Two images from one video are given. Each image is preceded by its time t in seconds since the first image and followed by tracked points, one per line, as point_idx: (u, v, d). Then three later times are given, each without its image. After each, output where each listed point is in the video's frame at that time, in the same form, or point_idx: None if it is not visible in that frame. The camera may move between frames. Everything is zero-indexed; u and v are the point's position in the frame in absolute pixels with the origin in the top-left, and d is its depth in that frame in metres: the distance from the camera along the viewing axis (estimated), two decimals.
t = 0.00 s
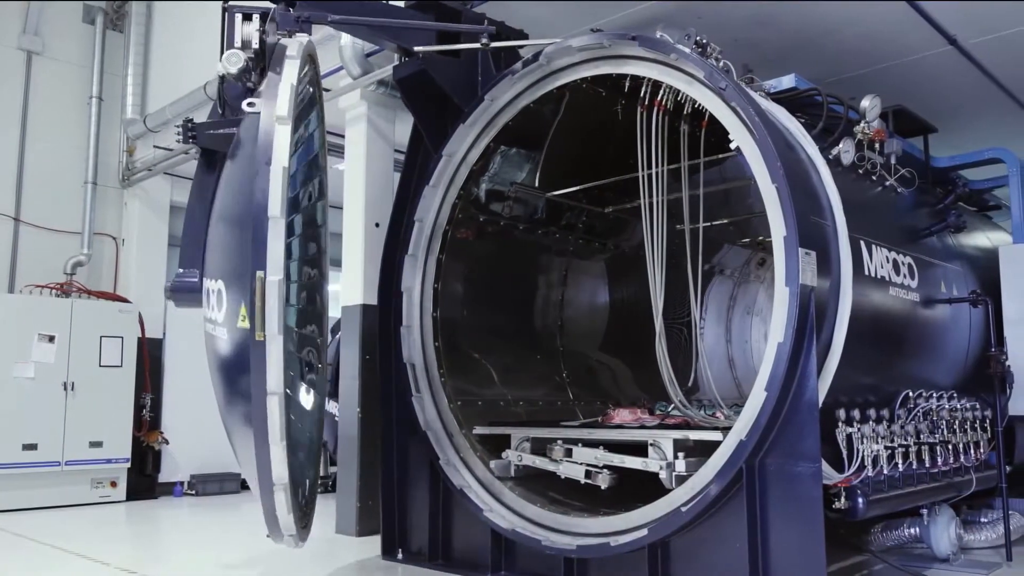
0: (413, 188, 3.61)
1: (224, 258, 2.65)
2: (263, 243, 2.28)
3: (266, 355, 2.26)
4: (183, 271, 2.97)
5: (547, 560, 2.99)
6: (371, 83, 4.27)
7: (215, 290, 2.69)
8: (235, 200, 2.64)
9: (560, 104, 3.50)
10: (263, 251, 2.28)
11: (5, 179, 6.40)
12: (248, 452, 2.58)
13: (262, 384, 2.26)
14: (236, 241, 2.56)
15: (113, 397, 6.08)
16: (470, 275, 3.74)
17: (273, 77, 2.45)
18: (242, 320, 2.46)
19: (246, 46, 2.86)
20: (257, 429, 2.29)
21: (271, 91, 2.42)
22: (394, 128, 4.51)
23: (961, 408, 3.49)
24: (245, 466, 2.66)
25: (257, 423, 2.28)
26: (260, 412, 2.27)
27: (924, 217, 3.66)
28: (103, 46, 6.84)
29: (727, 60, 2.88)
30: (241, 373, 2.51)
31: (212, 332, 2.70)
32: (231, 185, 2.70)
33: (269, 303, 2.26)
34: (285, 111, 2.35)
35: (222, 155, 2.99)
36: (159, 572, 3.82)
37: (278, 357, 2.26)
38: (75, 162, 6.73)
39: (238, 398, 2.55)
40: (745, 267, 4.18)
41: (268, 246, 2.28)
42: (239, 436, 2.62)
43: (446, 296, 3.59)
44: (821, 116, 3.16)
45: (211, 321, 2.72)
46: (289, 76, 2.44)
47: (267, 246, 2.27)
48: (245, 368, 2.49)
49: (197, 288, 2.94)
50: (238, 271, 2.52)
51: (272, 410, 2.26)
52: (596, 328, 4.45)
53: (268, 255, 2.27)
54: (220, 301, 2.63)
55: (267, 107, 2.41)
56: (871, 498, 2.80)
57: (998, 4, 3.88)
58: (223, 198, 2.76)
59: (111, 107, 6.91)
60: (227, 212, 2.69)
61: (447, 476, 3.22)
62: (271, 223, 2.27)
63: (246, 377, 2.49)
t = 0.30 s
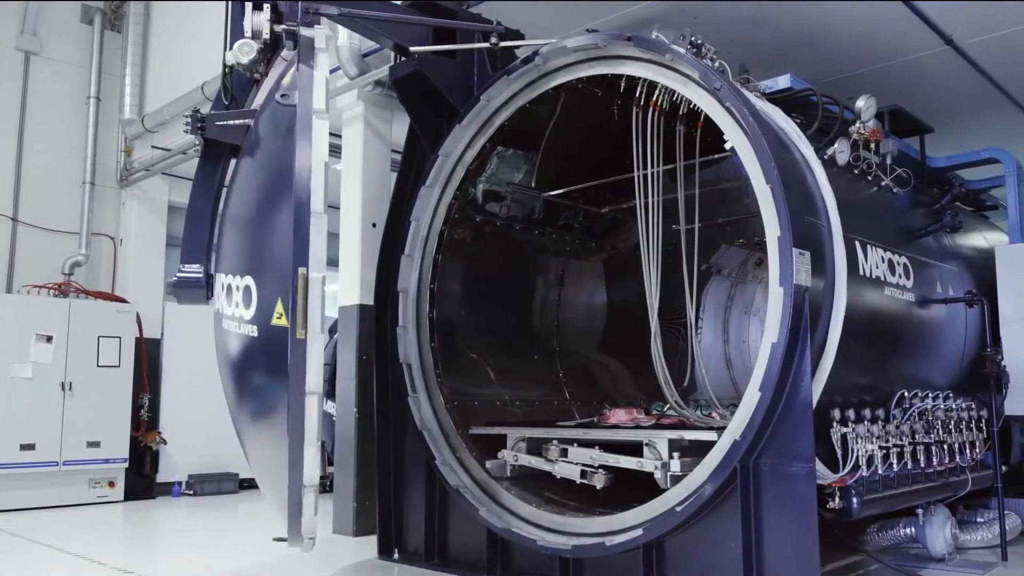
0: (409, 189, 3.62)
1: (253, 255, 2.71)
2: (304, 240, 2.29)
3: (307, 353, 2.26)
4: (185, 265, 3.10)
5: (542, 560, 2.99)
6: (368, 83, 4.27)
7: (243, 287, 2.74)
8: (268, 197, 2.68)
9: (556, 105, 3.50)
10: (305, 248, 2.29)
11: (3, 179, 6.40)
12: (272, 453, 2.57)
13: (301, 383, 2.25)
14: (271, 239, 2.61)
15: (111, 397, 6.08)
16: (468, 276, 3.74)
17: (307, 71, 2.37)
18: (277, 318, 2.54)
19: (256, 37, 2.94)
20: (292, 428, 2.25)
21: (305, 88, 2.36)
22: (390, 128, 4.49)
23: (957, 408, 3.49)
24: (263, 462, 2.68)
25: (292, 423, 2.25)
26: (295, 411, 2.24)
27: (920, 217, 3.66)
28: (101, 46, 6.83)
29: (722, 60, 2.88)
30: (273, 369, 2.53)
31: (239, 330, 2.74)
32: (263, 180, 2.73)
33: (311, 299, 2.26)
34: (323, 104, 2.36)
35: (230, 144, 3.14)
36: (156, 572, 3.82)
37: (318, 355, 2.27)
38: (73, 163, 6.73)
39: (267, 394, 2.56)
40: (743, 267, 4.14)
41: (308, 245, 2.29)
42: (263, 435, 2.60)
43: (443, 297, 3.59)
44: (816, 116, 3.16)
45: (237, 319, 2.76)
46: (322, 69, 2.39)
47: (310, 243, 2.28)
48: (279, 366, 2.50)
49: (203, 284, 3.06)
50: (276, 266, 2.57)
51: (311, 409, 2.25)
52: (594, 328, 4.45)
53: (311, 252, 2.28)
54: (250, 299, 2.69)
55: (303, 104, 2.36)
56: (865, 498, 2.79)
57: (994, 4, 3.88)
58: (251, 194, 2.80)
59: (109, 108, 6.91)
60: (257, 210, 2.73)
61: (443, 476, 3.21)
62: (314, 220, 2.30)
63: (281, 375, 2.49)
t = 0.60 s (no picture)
0: (404, 189, 3.62)
1: (278, 251, 2.62)
2: (348, 238, 2.33)
3: (348, 350, 2.31)
4: (194, 259, 2.99)
5: (537, 560, 3.00)
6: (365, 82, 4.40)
7: (273, 284, 2.60)
8: (295, 190, 2.60)
9: (552, 105, 3.51)
10: (347, 245, 2.33)
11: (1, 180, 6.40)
12: (286, 452, 2.58)
13: (340, 380, 2.30)
14: (301, 234, 2.51)
15: (108, 397, 6.08)
16: (464, 276, 3.74)
17: (341, 64, 2.53)
18: (315, 315, 2.39)
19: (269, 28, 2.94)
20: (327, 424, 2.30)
21: (341, 80, 2.48)
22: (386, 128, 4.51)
23: (952, 408, 3.49)
24: (274, 460, 2.68)
25: (327, 420, 2.29)
26: (333, 408, 2.29)
27: (915, 217, 3.67)
28: (99, 46, 6.82)
29: (716, 60, 2.88)
30: (303, 369, 2.43)
31: (264, 329, 2.62)
32: (287, 174, 2.66)
33: (355, 297, 2.32)
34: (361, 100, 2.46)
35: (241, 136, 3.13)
36: (152, 572, 3.83)
37: (359, 354, 2.33)
38: (70, 163, 6.73)
39: (290, 394, 2.49)
40: (739, 267, 4.12)
41: (351, 242, 2.34)
42: (276, 433, 2.61)
43: (438, 297, 3.57)
44: (811, 117, 3.17)
45: (261, 317, 2.64)
46: (356, 65, 2.55)
47: (353, 239, 2.33)
48: (310, 366, 2.40)
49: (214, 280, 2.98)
50: (309, 261, 2.45)
51: (349, 407, 2.30)
52: (590, 327, 4.46)
53: (354, 250, 2.32)
54: (281, 296, 2.56)
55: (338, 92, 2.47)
56: (858, 498, 2.79)
57: (990, 5, 3.88)
58: (274, 189, 2.72)
59: (106, 108, 6.90)
60: (282, 205, 2.64)
61: (437, 476, 3.19)
62: (357, 216, 2.35)
63: (315, 375, 2.38)
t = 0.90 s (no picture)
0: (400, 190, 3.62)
1: (305, 248, 2.50)
2: (388, 234, 2.24)
3: (386, 352, 2.21)
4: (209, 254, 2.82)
5: (531, 560, 3.00)
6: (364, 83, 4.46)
7: (303, 281, 2.48)
8: (327, 184, 2.47)
9: (547, 106, 3.52)
10: (387, 242, 2.24)
11: None
12: (308, 454, 2.49)
13: (378, 381, 2.22)
14: (336, 229, 2.39)
15: (105, 398, 6.08)
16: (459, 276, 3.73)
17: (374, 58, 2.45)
18: (353, 314, 2.29)
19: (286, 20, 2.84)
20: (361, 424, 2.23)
21: (376, 74, 2.41)
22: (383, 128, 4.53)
23: (946, 408, 3.49)
24: (294, 461, 2.59)
25: (363, 422, 2.22)
26: (370, 410, 2.21)
27: (910, 217, 3.67)
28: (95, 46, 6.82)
29: (709, 61, 2.89)
30: (339, 368, 2.33)
31: (293, 327, 2.50)
32: (315, 167, 2.53)
33: (396, 297, 2.22)
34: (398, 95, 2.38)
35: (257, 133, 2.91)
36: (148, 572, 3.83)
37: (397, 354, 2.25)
38: (67, 163, 6.74)
39: (318, 394, 2.41)
40: (736, 267, 4.00)
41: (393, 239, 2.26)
42: (297, 433, 2.53)
43: (433, 296, 3.59)
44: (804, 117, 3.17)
45: (290, 315, 2.52)
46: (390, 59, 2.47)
47: (395, 236, 2.25)
48: (345, 366, 2.30)
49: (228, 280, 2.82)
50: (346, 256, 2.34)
51: (387, 409, 2.23)
52: (589, 327, 4.40)
53: (396, 247, 2.24)
54: (314, 293, 2.43)
55: (375, 86, 2.41)
56: (851, 498, 2.79)
57: (983, 7, 3.89)
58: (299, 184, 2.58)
59: (103, 108, 6.90)
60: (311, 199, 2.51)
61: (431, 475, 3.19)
62: (397, 214, 2.26)
63: (351, 375, 2.28)
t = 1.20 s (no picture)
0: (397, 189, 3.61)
1: (334, 246, 2.40)
2: (431, 232, 2.19)
3: (427, 351, 2.15)
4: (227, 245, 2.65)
5: (525, 560, 3.00)
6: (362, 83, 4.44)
7: (337, 280, 2.38)
8: (358, 179, 2.39)
9: (542, 105, 3.52)
10: (430, 241, 2.19)
11: None
12: (332, 454, 2.41)
13: (418, 380, 2.16)
14: (371, 225, 2.32)
15: (103, 398, 6.09)
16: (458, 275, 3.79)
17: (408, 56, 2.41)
18: (392, 312, 2.22)
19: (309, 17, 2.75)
20: (399, 425, 2.17)
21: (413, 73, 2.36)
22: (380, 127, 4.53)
23: (940, 408, 3.50)
24: (314, 462, 2.51)
25: (402, 421, 2.16)
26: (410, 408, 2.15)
27: (904, 217, 3.67)
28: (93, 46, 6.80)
29: (702, 61, 2.89)
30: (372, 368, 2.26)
31: (324, 327, 2.40)
32: (344, 163, 2.45)
33: (439, 295, 2.17)
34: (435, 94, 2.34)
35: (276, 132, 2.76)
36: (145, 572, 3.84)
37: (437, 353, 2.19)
38: (64, 163, 6.73)
39: (345, 393, 2.34)
40: (732, 267, 3.85)
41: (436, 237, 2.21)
42: (318, 433, 2.45)
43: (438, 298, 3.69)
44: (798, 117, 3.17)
45: (321, 314, 2.42)
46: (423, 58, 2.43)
47: (437, 235, 2.19)
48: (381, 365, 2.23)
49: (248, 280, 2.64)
50: (383, 253, 2.26)
51: (426, 408, 2.17)
52: (585, 326, 4.39)
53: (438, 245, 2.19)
54: (349, 291, 2.34)
55: (414, 83, 2.37)
56: (844, 497, 2.79)
57: (977, 8, 3.91)
58: (325, 179, 2.49)
59: (100, 108, 6.89)
60: (339, 195, 2.43)
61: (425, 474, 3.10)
62: (439, 213, 2.21)
63: (388, 375, 2.21)
